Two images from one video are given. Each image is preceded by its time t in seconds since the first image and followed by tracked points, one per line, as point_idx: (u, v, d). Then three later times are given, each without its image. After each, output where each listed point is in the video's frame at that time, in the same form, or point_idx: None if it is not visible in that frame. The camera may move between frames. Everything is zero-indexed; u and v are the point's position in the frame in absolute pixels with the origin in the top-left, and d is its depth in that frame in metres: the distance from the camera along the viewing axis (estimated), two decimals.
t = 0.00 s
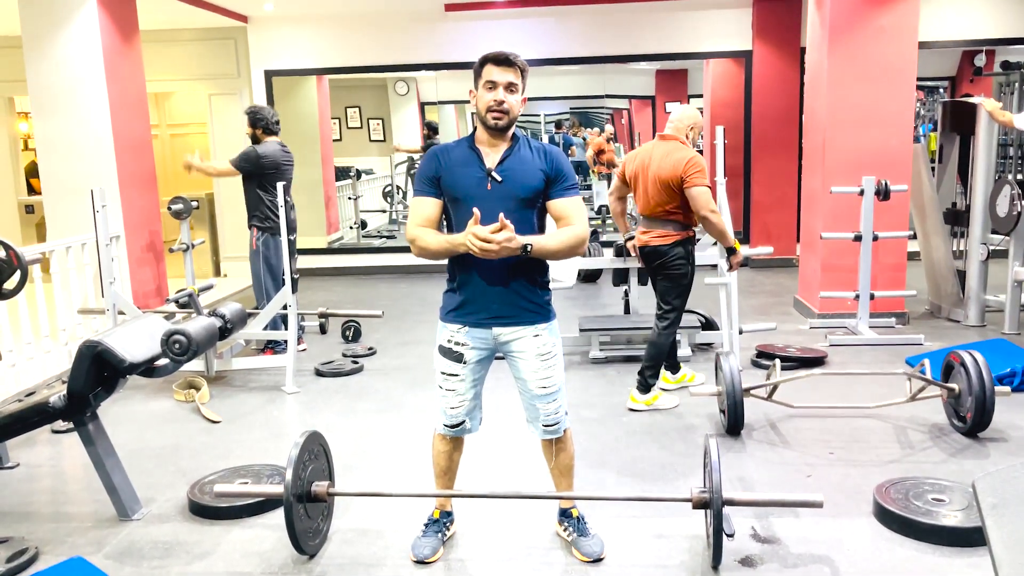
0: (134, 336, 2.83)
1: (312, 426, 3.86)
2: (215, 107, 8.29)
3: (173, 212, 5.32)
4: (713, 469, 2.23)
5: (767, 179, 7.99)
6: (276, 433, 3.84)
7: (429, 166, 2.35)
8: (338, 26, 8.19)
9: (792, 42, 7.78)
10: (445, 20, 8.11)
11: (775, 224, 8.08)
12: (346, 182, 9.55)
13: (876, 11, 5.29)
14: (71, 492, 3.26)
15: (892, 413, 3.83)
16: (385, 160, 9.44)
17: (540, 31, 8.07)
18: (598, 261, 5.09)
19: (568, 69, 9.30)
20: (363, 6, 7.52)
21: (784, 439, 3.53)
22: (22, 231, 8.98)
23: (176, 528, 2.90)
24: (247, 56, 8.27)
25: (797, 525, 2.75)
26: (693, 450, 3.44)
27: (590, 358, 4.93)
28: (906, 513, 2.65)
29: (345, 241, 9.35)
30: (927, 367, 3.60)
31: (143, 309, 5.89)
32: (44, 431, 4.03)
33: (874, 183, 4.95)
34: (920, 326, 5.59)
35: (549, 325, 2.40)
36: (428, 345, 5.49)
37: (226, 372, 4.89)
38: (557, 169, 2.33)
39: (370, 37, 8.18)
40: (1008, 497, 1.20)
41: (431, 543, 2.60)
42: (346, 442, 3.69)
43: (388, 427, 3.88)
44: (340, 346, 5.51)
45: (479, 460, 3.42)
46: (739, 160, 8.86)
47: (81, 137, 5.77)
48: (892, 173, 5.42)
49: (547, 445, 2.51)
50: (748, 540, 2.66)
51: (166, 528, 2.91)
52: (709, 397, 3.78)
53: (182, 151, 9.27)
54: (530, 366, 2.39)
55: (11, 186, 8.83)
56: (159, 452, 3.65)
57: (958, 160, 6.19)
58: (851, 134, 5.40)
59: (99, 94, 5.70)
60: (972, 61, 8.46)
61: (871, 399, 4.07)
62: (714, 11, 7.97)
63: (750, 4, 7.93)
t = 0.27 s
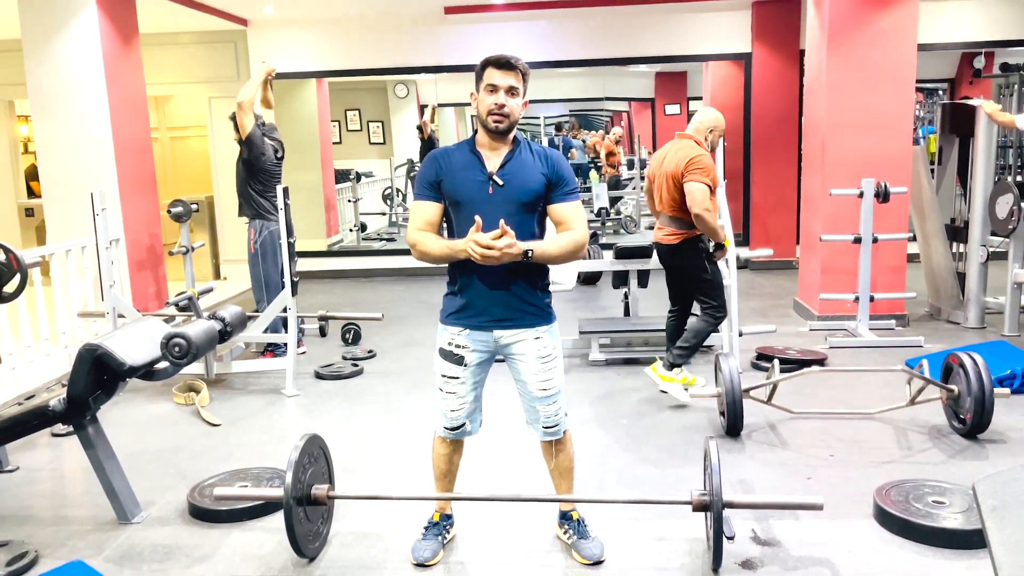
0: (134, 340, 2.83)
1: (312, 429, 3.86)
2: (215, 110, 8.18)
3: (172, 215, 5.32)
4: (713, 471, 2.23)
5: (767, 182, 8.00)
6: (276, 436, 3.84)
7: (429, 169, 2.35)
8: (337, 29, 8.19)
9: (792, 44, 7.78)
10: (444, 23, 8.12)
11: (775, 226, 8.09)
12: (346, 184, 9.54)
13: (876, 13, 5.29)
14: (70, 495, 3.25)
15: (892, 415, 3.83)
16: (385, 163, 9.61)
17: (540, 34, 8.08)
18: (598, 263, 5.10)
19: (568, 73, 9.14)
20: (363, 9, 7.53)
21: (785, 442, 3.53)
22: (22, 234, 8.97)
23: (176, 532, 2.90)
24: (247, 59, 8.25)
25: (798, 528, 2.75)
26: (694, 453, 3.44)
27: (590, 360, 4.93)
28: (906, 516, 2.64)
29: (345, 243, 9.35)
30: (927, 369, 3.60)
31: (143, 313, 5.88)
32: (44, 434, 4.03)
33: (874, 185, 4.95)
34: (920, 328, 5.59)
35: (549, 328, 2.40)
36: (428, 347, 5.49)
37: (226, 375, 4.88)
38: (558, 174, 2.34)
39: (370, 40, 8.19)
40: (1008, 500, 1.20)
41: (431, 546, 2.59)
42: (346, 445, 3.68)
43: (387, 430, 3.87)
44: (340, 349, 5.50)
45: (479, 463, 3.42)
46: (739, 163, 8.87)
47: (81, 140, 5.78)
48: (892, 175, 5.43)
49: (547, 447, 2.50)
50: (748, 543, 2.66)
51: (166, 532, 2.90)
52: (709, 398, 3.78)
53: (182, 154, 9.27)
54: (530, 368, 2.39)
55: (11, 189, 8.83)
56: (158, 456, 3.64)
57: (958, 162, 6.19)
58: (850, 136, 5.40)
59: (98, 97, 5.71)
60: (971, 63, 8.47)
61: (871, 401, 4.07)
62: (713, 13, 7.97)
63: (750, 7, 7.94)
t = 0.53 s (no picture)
0: (134, 342, 2.83)
1: (311, 431, 3.86)
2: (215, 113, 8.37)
3: (172, 217, 5.32)
4: (712, 473, 2.22)
5: (766, 183, 8.00)
6: (275, 438, 3.84)
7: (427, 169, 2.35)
8: (336, 31, 8.19)
9: (790, 47, 7.79)
10: (443, 25, 8.12)
11: (774, 228, 8.10)
12: (345, 187, 9.58)
13: (874, 15, 5.30)
14: (70, 498, 3.25)
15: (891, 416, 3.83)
16: (384, 165, 9.57)
17: (539, 37, 8.09)
18: (597, 265, 5.10)
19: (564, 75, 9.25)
20: (361, 11, 7.54)
21: (784, 443, 3.53)
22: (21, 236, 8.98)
23: (175, 534, 2.90)
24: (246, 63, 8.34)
25: (797, 529, 2.75)
26: (693, 454, 3.44)
27: (589, 362, 4.93)
28: (905, 517, 2.64)
29: (344, 245, 9.34)
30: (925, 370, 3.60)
31: (142, 315, 5.89)
32: (43, 436, 4.03)
33: (873, 187, 4.95)
34: (919, 329, 5.59)
35: (549, 329, 2.41)
36: (427, 349, 5.49)
37: (225, 377, 4.88)
38: (558, 177, 2.34)
39: (368, 42, 8.19)
40: (1006, 500, 1.20)
41: (430, 547, 2.60)
42: (345, 447, 3.68)
43: (387, 432, 3.87)
44: (340, 351, 5.50)
45: (479, 464, 3.43)
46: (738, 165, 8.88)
47: (80, 143, 5.78)
48: (890, 177, 5.43)
49: (547, 448, 2.50)
50: (748, 544, 2.66)
51: (165, 534, 2.90)
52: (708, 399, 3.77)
53: (181, 156, 9.27)
54: (529, 369, 2.39)
55: (10, 192, 8.84)
56: (158, 458, 3.64)
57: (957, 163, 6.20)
58: (848, 137, 5.41)
59: (98, 100, 5.71)
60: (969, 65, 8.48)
61: (870, 402, 4.08)
62: (712, 15, 7.98)
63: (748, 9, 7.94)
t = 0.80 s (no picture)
0: (132, 343, 2.83)
1: (311, 432, 3.86)
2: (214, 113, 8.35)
3: (170, 218, 5.32)
4: (712, 473, 2.22)
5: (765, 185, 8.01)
6: (274, 439, 3.84)
7: (427, 169, 2.36)
8: (336, 32, 8.19)
9: (789, 48, 7.81)
10: (442, 26, 8.13)
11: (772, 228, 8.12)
12: (344, 188, 9.55)
13: (872, 16, 5.31)
14: (68, 499, 3.25)
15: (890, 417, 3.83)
16: (383, 166, 9.52)
17: (538, 38, 8.10)
18: (596, 266, 5.10)
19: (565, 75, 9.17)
20: (361, 12, 7.55)
21: (783, 444, 3.54)
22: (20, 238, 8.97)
23: (174, 535, 2.90)
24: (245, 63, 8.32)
25: (796, 529, 2.75)
26: (692, 454, 3.44)
27: (588, 363, 4.93)
28: (904, 517, 2.65)
29: (343, 247, 9.36)
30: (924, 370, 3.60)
31: (142, 316, 5.89)
32: (42, 437, 4.02)
33: (871, 188, 4.94)
34: (917, 330, 5.59)
35: (548, 329, 2.41)
36: (426, 350, 5.49)
37: (224, 378, 4.88)
38: (557, 177, 2.34)
39: (368, 43, 8.19)
40: (1005, 500, 1.20)
41: (430, 548, 2.60)
42: (344, 448, 3.68)
43: (386, 433, 3.87)
44: (339, 352, 5.50)
45: (478, 465, 3.43)
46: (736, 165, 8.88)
47: (79, 144, 5.78)
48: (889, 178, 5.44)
49: (546, 448, 2.51)
50: (747, 545, 2.66)
51: (164, 535, 2.90)
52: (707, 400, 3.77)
53: (180, 157, 9.27)
54: (529, 370, 2.39)
55: (9, 193, 8.84)
56: (157, 459, 3.64)
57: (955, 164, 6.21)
58: (847, 138, 5.42)
59: (97, 101, 5.71)
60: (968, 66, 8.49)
61: (869, 402, 4.08)
62: (711, 16, 7.98)
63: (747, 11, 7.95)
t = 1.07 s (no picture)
0: (131, 342, 2.83)
1: (309, 431, 3.86)
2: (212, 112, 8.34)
3: (169, 218, 5.32)
4: (710, 472, 2.23)
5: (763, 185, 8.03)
6: (273, 438, 3.84)
7: (426, 170, 2.35)
8: (334, 31, 8.18)
9: (787, 48, 7.82)
10: (442, 26, 8.13)
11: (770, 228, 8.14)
12: (343, 188, 9.58)
13: (869, 16, 5.32)
14: (67, 498, 3.25)
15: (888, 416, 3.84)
16: (382, 165, 9.60)
17: (538, 38, 8.10)
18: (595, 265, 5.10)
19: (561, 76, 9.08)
20: (360, 12, 7.54)
21: (781, 443, 3.54)
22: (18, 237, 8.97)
23: (173, 534, 2.90)
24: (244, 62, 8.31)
25: (794, 528, 2.76)
26: (691, 454, 3.44)
27: (587, 362, 4.94)
28: (903, 516, 2.65)
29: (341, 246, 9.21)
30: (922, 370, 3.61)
31: (140, 315, 5.88)
32: (40, 437, 4.02)
33: (870, 188, 4.94)
34: (915, 330, 5.60)
35: (546, 329, 2.41)
36: (425, 350, 5.49)
37: (223, 377, 4.88)
38: (557, 176, 2.35)
39: (367, 43, 8.19)
40: (1004, 499, 1.21)
41: (428, 547, 2.60)
42: (343, 447, 3.69)
43: (385, 432, 3.88)
44: (337, 351, 5.50)
45: (477, 463, 3.43)
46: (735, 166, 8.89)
47: (78, 143, 5.77)
48: (887, 178, 5.44)
49: (545, 448, 2.51)
50: (745, 544, 2.66)
51: (163, 534, 2.90)
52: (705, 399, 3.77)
53: (179, 157, 9.27)
54: (527, 369, 2.39)
55: (8, 193, 8.83)
56: (156, 458, 3.64)
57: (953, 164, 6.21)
58: (846, 139, 5.42)
59: (95, 100, 5.70)
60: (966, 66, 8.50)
61: (867, 402, 4.09)
62: (710, 16, 7.98)
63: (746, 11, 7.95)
